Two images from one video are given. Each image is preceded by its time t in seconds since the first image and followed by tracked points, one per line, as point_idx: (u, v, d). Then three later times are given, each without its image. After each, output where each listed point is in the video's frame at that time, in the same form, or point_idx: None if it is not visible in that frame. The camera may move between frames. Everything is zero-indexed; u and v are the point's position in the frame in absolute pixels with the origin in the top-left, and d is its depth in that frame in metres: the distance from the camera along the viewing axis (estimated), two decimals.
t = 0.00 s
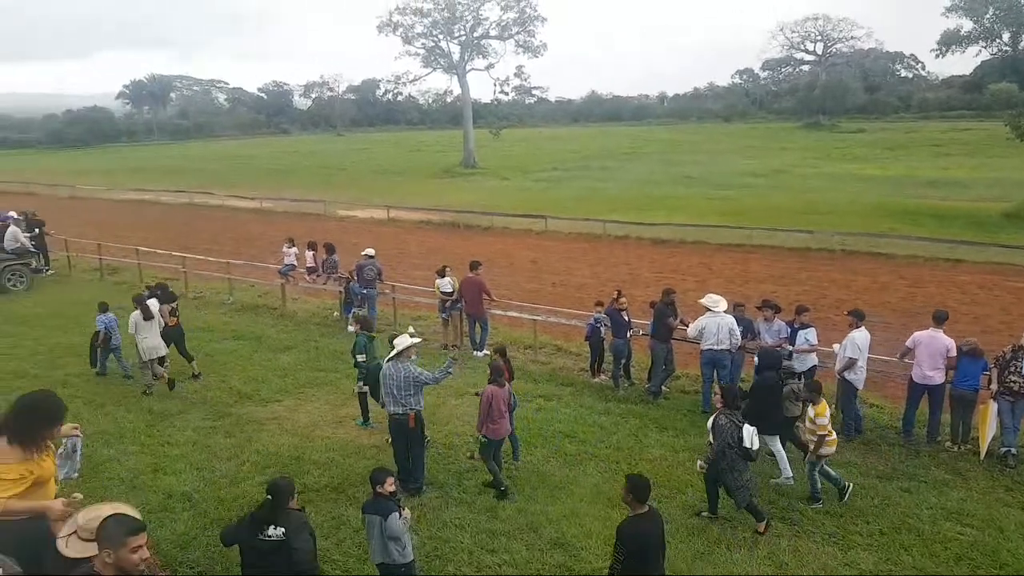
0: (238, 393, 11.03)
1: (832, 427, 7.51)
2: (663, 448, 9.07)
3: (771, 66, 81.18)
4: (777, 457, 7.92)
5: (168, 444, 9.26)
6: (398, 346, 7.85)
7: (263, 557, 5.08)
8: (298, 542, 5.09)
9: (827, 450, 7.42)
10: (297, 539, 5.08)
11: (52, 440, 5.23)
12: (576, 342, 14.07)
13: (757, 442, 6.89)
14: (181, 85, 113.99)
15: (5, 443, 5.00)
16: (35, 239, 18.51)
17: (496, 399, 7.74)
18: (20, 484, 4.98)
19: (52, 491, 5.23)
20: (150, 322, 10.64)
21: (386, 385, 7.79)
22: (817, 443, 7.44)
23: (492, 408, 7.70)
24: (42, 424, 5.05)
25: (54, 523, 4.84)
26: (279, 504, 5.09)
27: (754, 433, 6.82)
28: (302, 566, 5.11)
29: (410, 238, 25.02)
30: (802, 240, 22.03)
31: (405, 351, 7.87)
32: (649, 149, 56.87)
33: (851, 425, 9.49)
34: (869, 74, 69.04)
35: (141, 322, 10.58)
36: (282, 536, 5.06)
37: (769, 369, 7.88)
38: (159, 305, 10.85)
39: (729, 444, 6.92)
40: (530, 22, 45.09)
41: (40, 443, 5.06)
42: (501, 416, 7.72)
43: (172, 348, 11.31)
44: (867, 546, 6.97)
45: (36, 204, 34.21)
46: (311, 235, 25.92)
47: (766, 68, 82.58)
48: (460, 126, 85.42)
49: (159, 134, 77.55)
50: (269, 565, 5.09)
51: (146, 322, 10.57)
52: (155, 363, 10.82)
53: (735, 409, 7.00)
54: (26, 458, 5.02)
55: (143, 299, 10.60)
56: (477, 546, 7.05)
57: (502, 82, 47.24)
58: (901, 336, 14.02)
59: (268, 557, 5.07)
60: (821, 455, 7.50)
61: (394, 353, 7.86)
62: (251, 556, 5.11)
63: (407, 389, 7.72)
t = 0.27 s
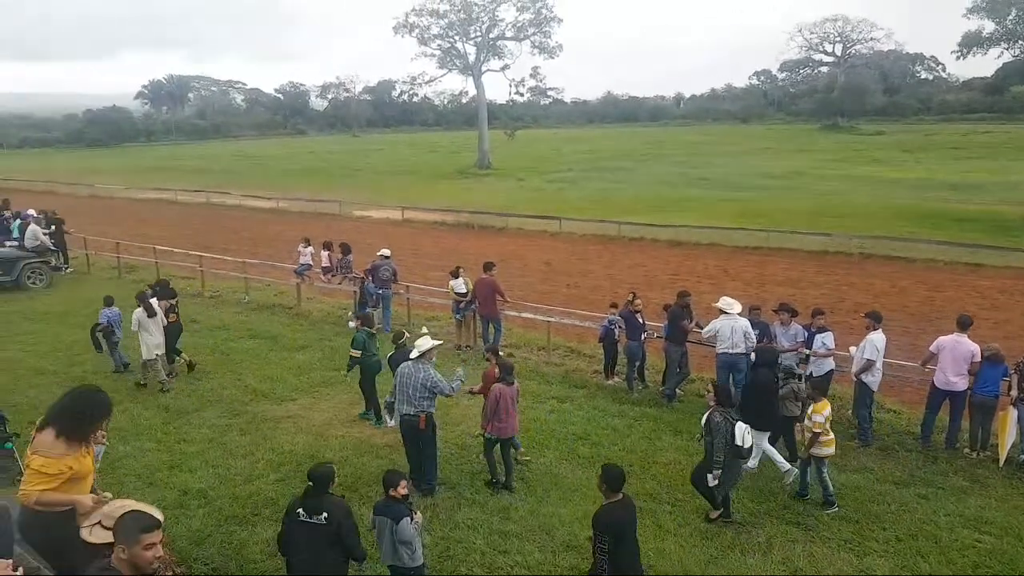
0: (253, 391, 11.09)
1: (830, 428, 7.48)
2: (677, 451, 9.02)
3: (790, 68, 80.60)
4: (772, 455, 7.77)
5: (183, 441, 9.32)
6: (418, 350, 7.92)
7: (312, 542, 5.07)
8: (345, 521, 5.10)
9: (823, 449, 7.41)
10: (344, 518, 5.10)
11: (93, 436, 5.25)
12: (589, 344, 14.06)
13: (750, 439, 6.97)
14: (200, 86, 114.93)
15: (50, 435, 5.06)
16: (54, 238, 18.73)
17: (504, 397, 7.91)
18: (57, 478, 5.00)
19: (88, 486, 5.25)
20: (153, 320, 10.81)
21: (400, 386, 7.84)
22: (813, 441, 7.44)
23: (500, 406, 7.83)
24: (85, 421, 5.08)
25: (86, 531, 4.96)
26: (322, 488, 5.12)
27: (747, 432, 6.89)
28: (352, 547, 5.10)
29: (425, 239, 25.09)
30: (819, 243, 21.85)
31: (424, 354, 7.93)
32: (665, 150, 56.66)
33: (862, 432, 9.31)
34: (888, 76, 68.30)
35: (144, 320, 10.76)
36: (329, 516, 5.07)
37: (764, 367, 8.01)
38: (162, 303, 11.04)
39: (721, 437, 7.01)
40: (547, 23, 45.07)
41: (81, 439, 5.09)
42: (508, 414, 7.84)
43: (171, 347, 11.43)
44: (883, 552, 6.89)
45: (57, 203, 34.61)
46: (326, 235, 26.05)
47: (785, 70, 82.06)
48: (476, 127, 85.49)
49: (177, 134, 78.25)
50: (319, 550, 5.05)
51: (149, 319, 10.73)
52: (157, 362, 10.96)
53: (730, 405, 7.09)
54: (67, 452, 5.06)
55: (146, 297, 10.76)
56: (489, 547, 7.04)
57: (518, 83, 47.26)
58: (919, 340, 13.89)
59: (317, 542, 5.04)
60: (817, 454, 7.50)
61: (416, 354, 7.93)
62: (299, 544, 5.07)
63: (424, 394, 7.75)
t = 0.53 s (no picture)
0: (270, 389, 11.14)
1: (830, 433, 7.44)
2: (692, 454, 8.95)
3: (810, 69, 79.94)
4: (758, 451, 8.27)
5: (200, 438, 9.38)
6: (434, 348, 7.86)
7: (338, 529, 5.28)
8: (371, 513, 5.28)
9: (820, 453, 7.37)
10: (369, 510, 5.26)
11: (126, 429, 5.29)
12: (604, 346, 14.00)
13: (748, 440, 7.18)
14: (220, 86, 116.05)
15: (84, 426, 5.10)
16: (75, 236, 18.96)
17: (513, 396, 7.89)
18: (84, 470, 5.04)
19: (116, 480, 5.28)
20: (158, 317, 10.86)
21: (410, 385, 7.82)
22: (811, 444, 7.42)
23: (508, 405, 7.83)
24: (117, 416, 5.11)
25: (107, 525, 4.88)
26: (350, 478, 5.32)
27: (743, 433, 7.12)
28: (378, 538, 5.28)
29: (441, 239, 25.15)
30: (839, 245, 21.62)
31: (439, 354, 7.88)
32: (683, 152, 56.42)
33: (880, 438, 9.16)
34: (910, 77, 67.39)
35: (150, 317, 10.82)
36: (354, 507, 5.26)
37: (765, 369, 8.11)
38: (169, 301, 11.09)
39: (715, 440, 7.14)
40: (565, 24, 45.01)
41: (113, 432, 5.14)
42: (518, 415, 7.85)
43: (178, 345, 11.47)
44: (902, 561, 6.79)
45: (79, 201, 35.06)
46: (343, 235, 26.18)
47: (805, 71, 81.37)
48: (493, 127, 85.57)
49: (197, 134, 79.02)
50: (346, 539, 5.26)
51: (155, 317, 10.79)
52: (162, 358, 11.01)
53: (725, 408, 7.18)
54: (96, 444, 5.09)
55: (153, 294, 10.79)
56: (503, 549, 7.01)
57: (536, 84, 47.23)
58: (940, 345, 13.70)
59: (343, 531, 5.25)
60: (815, 459, 7.44)
61: (431, 354, 7.88)
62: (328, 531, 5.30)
63: (436, 394, 7.74)
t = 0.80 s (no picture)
0: (294, 387, 11.21)
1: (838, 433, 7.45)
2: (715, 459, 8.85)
3: (839, 70, 78.88)
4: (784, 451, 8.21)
5: (225, 435, 9.48)
6: (443, 347, 7.83)
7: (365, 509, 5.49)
8: (396, 501, 5.38)
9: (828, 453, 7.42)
10: (396, 500, 5.37)
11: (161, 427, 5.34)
12: (627, 347, 13.92)
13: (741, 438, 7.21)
14: (247, 87, 117.56)
15: (117, 423, 5.19)
16: (105, 234, 19.27)
17: (526, 394, 7.82)
18: (117, 467, 5.14)
19: (153, 476, 5.36)
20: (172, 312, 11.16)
21: (428, 384, 7.81)
22: (820, 444, 7.45)
23: (521, 403, 7.82)
24: (149, 414, 5.16)
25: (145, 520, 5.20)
26: (379, 467, 5.51)
27: (736, 429, 7.16)
28: (398, 528, 5.38)
29: (464, 239, 25.20)
30: (867, 249, 21.31)
31: (450, 355, 7.85)
32: (708, 153, 56.00)
33: (909, 436, 9.02)
34: (942, 78, 66.06)
35: (163, 311, 11.10)
36: (381, 493, 5.40)
37: (775, 372, 7.96)
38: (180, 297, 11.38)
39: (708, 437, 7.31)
40: (590, 24, 44.88)
41: (144, 431, 5.20)
42: (529, 412, 7.88)
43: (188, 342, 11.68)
44: (930, 568, 6.66)
45: (109, 200, 35.61)
46: (367, 235, 26.33)
47: (834, 71, 80.31)
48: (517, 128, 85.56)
49: (224, 134, 80.02)
50: (372, 524, 5.44)
51: (169, 311, 11.08)
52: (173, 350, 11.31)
53: (719, 406, 7.36)
54: (128, 442, 5.17)
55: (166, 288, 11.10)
56: (524, 550, 6.98)
57: (560, 84, 47.16)
58: (971, 351, 13.43)
59: (370, 518, 5.45)
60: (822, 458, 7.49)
61: (441, 354, 7.81)
62: (360, 514, 5.52)
63: (451, 394, 7.71)
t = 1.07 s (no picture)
0: (316, 386, 11.29)
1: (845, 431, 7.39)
2: (736, 463, 8.77)
3: (865, 70, 77.93)
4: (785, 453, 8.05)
5: (247, 432, 9.55)
6: (450, 343, 7.99)
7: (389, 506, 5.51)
8: (417, 498, 5.39)
9: (837, 454, 7.35)
10: (417, 497, 5.38)
11: (197, 438, 5.49)
12: (648, 349, 13.85)
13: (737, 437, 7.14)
14: (271, 88, 118.76)
15: (153, 433, 5.37)
16: (130, 233, 19.53)
17: (538, 387, 8.21)
18: (149, 475, 5.28)
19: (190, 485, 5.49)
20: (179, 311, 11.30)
21: (439, 383, 7.82)
22: (827, 445, 7.37)
23: (534, 397, 8.15)
24: (184, 424, 5.34)
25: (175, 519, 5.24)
26: (404, 464, 5.51)
27: (731, 429, 7.10)
28: (418, 525, 5.40)
29: (485, 240, 25.24)
30: (893, 251, 21.04)
31: (458, 352, 7.97)
32: (731, 154, 55.58)
33: (937, 441, 8.99)
34: (971, 79, 64.95)
35: (171, 311, 11.23)
36: (404, 489, 5.41)
37: (778, 372, 8.07)
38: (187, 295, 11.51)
39: (701, 435, 7.28)
40: (612, 25, 44.74)
41: (179, 441, 5.36)
42: (546, 406, 8.18)
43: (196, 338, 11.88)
44: None
45: (134, 200, 36.09)
46: (389, 235, 26.45)
47: (860, 71, 79.35)
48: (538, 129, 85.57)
49: (248, 135, 80.83)
50: (395, 520, 5.47)
51: (176, 311, 11.22)
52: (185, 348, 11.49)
53: (713, 405, 7.23)
54: (161, 452, 5.32)
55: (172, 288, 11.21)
56: (544, 552, 6.95)
57: (582, 85, 47.05)
58: (1000, 355, 13.19)
59: (393, 515, 5.47)
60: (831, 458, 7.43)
61: (450, 350, 7.98)
62: (384, 508, 5.53)
63: (464, 392, 7.76)
